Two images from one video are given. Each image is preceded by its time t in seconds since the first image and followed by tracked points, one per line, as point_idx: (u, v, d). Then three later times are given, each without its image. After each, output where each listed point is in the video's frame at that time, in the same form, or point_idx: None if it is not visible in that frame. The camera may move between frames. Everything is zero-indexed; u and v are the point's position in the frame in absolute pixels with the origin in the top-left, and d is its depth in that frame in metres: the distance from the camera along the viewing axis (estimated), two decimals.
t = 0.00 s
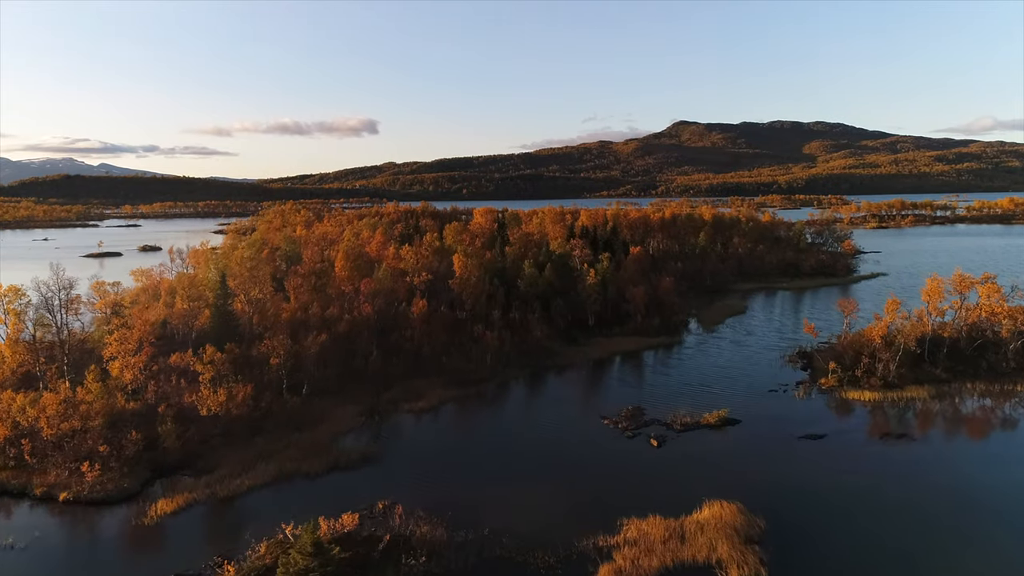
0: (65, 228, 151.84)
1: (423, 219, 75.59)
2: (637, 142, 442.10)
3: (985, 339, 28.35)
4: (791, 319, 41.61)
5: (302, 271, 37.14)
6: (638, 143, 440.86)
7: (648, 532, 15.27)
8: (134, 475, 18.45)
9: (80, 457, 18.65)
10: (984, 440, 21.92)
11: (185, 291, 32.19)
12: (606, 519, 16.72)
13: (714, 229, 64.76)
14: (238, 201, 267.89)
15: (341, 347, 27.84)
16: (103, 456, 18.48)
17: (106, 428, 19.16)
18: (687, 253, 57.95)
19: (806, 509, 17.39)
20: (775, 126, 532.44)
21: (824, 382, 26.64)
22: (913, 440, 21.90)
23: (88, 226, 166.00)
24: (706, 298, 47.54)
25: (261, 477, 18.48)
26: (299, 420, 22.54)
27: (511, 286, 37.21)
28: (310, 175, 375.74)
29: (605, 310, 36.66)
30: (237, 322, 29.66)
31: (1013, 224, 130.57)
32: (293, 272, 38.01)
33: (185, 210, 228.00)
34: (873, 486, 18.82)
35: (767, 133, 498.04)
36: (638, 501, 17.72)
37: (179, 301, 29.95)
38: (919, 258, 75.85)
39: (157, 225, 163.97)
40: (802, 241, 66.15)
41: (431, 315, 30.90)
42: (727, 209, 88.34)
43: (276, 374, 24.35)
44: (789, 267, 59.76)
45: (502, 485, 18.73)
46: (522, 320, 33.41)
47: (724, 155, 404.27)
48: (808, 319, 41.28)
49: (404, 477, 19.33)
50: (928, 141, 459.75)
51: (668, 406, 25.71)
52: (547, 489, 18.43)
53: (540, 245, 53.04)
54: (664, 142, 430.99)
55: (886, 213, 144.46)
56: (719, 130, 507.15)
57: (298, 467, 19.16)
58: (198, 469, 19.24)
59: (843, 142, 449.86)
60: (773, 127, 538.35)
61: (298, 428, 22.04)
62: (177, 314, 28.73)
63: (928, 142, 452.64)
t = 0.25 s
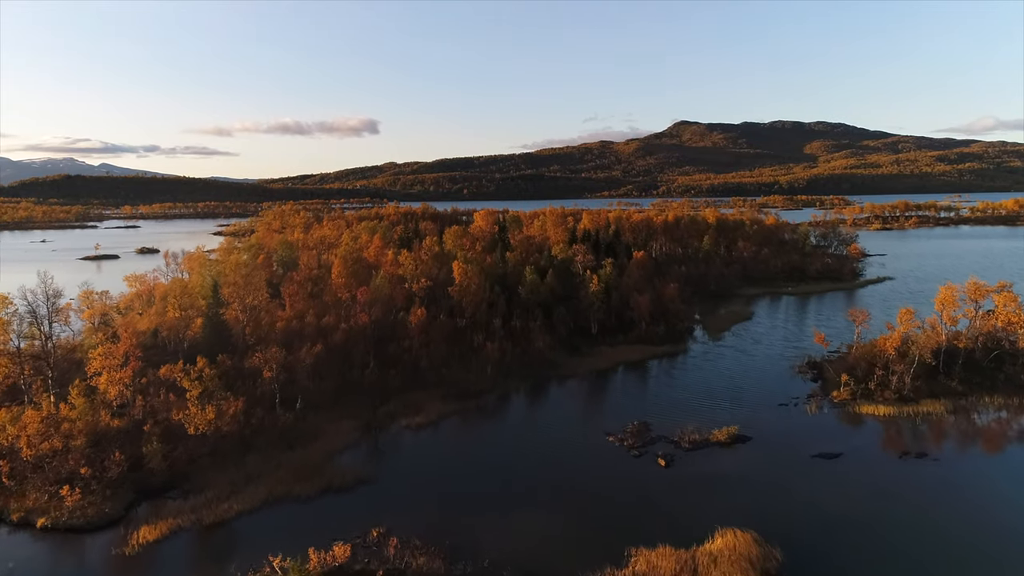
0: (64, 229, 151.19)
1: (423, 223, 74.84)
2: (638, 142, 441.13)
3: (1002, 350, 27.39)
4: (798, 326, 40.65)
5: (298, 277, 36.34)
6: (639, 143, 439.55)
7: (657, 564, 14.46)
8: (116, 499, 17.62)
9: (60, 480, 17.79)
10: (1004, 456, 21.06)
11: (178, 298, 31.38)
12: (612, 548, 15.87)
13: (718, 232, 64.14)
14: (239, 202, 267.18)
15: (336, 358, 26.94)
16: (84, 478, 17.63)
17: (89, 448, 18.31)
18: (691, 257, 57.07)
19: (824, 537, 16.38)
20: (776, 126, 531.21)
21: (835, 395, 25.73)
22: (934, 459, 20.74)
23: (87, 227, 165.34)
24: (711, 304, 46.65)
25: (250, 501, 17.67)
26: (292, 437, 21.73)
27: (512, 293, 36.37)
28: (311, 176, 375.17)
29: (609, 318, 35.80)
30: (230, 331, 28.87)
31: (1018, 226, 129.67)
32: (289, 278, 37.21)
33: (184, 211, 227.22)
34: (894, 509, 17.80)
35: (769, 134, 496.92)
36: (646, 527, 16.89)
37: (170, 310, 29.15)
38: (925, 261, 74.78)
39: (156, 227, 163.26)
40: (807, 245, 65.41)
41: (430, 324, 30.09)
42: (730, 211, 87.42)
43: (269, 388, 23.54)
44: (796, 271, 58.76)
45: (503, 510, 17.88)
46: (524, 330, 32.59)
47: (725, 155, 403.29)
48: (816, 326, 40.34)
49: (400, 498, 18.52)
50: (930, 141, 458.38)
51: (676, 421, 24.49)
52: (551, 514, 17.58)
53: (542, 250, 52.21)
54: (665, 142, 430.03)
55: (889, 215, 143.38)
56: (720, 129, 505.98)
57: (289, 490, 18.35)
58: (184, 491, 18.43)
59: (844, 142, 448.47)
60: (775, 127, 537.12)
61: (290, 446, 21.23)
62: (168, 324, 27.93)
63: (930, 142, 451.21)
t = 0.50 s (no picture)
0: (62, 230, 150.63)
1: (422, 227, 74.25)
2: (639, 142, 440.18)
3: (1019, 362, 26.47)
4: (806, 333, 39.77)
5: (293, 282, 35.65)
6: (640, 143, 438.67)
7: None
8: (97, 526, 16.82)
9: (38, 505, 16.88)
10: None
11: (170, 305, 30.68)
12: None
13: (722, 235, 63.33)
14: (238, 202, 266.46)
15: (330, 369, 26.04)
16: (64, 503, 16.76)
17: (70, 470, 17.41)
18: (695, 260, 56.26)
19: (842, 564, 15.52)
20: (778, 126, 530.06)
21: (848, 409, 24.82)
22: (958, 480, 19.64)
23: (85, 228, 162.80)
24: (716, 310, 45.79)
25: (238, 527, 16.83)
26: (284, 455, 20.91)
27: (513, 300, 35.51)
28: (312, 175, 374.84)
29: (612, 326, 34.89)
30: (222, 342, 28.05)
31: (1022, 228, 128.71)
32: (285, 284, 36.43)
33: (184, 211, 226.49)
34: (915, 532, 16.93)
35: (770, 133, 495.75)
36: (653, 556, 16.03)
37: (160, 319, 28.29)
38: (931, 264, 73.78)
39: (155, 227, 162.53)
40: (811, 247, 64.55)
41: (428, 333, 29.22)
42: (733, 214, 86.54)
43: (261, 403, 22.69)
44: (801, 274, 57.81)
45: (504, 537, 17.02)
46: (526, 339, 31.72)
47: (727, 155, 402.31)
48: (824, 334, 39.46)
49: (396, 522, 17.66)
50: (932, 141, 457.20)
51: (685, 438, 23.39)
52: (554, 543, 16.73)
53: (542, 255, 51.44)
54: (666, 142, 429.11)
55: (893, 216, 142.29)
56: (721, 129, 504.86)
57: (279, 514, 17.48)
58: (169, 516, 17.60)
59: (846, 142, 446.98)
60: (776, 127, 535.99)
61: (282, 465, 20.38)
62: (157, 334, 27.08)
63: (932, 142, 450.25)
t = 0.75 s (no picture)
0: (61, 231, 149.98)
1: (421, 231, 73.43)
2: (640, 142, 439.13)
3: None
4: (814, 341, 38.85)
5: (289, 290, 34.82)
6: (642, 143, 437.67)
7: None
8: (75, 557, 16.02)
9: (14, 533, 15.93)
10: None
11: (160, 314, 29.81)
12: None
13: (725, 238, 62.47)
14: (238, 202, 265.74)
15: (324, 383, 25.19)
16: (41, 532, 15.87)
17: (49, 494, 16.50)
18: (699, 264, 55.36)
19: None
20: (779, 126, 528.77)
21: (862, 425, 23.89)
22: (982, 504, 18.67)
23: (84, 229, 162.21)
24: (720, 316, 44.89)
25: (223, 558, 16.00)
26: (275, 476, 20.09)
27: (514, 308, 34.65)
28: (312, 176, 374.17)
29: (616, 334, 33.99)
30: (213, 353, 27.21)
31: None
32: (281, 291, 35.62)
33: (184, 211, 225.75)
34: (937, 565, 16.02)
35: (771, 134, 494.62)
36: None
37: (149, 329, 27.41)
38: (937, 267, 72.81)
39: (154, 228, 161.76)
40: (817, 251, 63.62)
41: (426, 344, 28.35)
42: (735, 216, 85.54)
43: (252, 419, 21.86)
44: (807, 278, 56.85)
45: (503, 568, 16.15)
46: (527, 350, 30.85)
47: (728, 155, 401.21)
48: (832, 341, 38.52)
49: (389, 552, 16.78)
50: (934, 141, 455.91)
51: (693, 455, 22.44)
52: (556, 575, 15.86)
53: (544, 260, 50.62)
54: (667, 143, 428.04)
55: (896, 217, 141.34)
56: (722, 129, 503.73)
57: (268, 543, 16.66)
58: (152, 544, 16.78)
59: (847, 142, 445.83)
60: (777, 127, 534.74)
61: (272, 487, 19.55)
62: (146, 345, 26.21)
63: (934, 142, 449.02)
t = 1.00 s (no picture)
0: (59, 232, 149.30)
1: (422, 235, 72.65)
2: (641, 142, 438.22)
3: None
4: (823, 349, 37.93)
5: (285, 298, 34.02)
6: (643, 143, 436.67)
7: None
8: None
9: None
10: None
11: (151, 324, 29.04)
12: None
13: (730, 241, 61.67)
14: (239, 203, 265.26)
15: (318, 397, 24.35)
16: (17, 561, 15.13)
17: (26, 522, 15.78)
18: (703, 269, 54.47)
19: None
20: (781, 126, 527.49)
21: (877, 441, 22.98)
22: (1007, 531, 17.74)
23: (84, 231, 161.81)
24: (726, 323, 44.01)
25: None
26: (265, 498, 19.32)
27: (515, 316, 33.79)
28: (313, 176, 373.55)
29: (620, 343, 33.07)
30: (205, 364, 26.44)
31: None
32: (277, 299, 34.80)
33: (184, 212, 225.15)
34: None
35: (773, 133, 493.40)
36: None
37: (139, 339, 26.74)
38: (944, 270, 71.80)
39: (154, 230, 161.29)
40: (823, 254, 62.75)
41: (425, 355, 27.52)
42: (739, 219, 84.69)
43: (242, 437, 21.06)
44: (814, 282, 55.87)
45: None
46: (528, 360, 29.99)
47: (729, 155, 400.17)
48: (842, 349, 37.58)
49: None
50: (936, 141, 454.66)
51: (701, 475, 21.53)
52: None
53: (546, 265, 49.73)
54: (669, 143, 426.92)
55: (900, 218, 140.31)
56: (723, 129, 502.62)
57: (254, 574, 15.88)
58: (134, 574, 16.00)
59: (849, 142, 444.66)
60: (779, 127, 533.56)
61: (261, 511, 18.77)
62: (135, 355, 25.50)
63: (936, 142, 447.82)
